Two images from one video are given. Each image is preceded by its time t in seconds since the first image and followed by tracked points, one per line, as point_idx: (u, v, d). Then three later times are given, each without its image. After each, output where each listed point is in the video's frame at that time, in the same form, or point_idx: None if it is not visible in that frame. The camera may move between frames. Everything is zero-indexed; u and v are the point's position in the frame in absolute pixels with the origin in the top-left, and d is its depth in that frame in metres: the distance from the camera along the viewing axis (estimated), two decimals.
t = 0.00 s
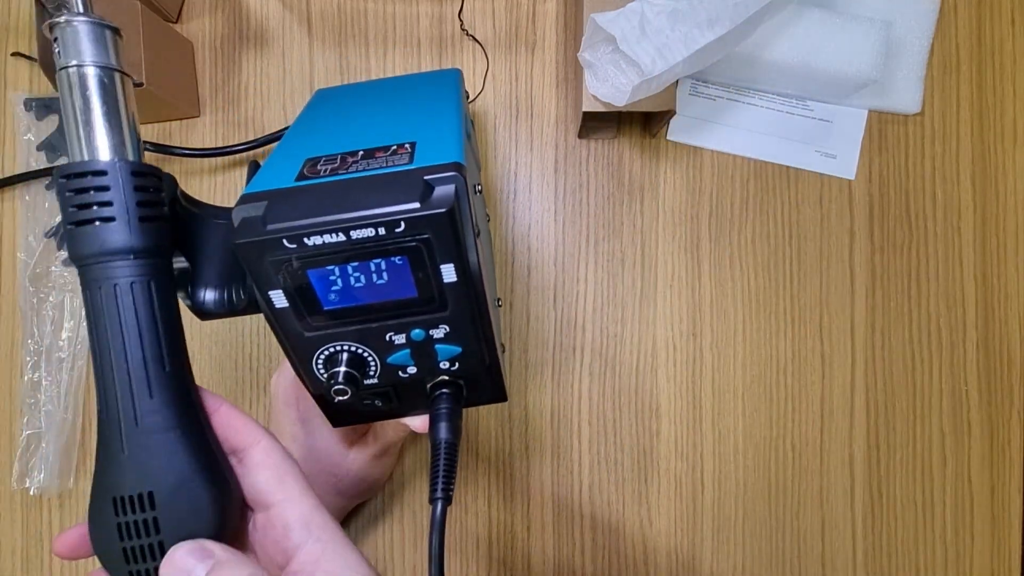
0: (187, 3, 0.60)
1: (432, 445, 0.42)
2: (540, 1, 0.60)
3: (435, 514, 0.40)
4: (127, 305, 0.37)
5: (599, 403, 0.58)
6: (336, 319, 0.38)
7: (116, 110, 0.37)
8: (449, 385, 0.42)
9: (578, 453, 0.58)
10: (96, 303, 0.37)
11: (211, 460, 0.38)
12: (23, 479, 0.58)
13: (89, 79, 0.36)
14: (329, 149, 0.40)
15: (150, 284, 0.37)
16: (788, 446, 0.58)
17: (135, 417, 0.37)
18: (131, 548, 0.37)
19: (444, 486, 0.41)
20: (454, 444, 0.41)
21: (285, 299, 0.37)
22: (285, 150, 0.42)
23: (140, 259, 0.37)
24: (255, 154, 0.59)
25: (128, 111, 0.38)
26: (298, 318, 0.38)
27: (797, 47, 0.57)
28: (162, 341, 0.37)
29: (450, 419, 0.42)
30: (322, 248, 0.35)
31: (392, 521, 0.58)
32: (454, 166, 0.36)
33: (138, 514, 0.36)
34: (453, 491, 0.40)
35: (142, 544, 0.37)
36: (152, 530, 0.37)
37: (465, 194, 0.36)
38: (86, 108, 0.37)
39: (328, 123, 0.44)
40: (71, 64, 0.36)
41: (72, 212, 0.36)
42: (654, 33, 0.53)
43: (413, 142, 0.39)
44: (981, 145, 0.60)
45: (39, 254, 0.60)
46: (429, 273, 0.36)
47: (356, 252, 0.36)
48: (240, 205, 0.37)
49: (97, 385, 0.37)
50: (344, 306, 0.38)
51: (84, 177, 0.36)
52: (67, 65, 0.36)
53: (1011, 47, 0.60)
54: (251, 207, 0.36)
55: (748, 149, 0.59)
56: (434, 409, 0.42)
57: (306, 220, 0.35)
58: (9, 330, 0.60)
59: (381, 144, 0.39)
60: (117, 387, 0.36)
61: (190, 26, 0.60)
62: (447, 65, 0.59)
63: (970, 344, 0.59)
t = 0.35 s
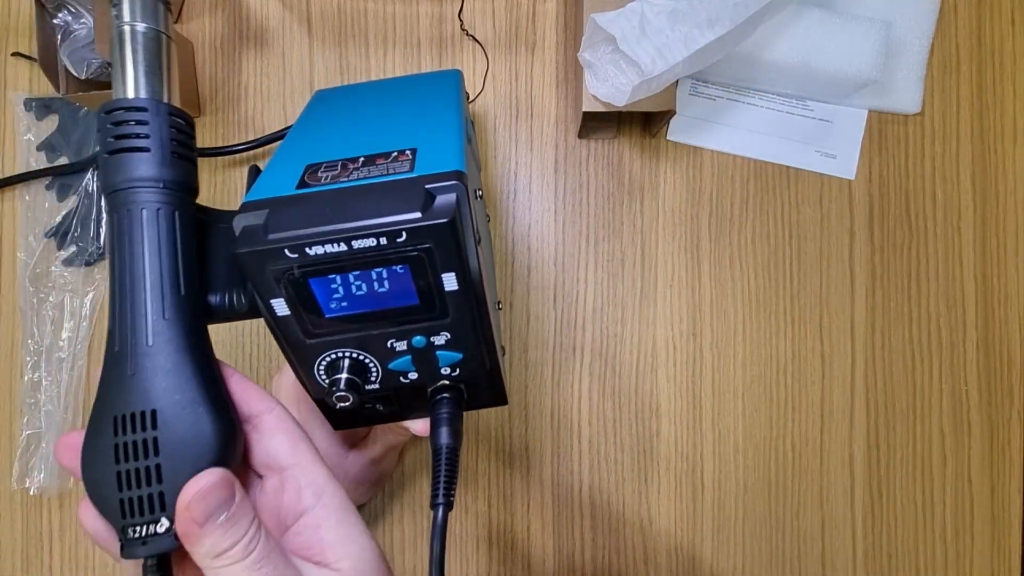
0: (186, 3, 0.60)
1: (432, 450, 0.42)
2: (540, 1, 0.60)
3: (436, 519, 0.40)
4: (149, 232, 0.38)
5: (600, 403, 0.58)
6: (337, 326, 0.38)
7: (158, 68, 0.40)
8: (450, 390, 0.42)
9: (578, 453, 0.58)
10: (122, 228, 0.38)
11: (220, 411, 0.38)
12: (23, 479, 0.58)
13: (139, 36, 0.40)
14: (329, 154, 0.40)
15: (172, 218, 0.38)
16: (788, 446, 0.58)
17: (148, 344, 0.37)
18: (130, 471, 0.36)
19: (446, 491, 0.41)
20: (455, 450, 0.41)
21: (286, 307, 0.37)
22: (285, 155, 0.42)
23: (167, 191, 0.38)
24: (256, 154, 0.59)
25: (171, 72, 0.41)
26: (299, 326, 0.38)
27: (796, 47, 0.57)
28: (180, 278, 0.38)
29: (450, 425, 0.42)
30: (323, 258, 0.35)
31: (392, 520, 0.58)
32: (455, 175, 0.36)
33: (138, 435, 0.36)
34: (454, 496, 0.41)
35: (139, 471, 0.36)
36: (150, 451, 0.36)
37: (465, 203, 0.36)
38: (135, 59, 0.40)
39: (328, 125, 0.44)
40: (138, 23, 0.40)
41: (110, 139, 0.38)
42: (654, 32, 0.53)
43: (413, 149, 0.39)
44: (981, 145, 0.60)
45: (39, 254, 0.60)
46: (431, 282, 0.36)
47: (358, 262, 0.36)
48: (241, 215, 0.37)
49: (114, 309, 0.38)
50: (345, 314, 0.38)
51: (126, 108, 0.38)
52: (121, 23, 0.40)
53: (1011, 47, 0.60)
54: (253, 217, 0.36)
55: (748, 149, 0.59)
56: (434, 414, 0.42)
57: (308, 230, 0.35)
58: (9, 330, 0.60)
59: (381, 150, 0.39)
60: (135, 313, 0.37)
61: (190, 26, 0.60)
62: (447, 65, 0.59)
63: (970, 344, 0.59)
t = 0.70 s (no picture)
0: (186, 4, 0.60)
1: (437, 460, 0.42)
2: (540, 1, 0.60)
3: (442, 529, 0.41)
4: (208, 202, 0.44)
5: (600, 403, 0.58)
6: (342, 341, 0.39)
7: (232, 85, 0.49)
8: (453, 399, 0.42)
9: (578, 453, 0.58)
10: (187, 198, 0.44)
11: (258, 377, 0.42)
12: (23, 479, 0.58)
13: (221, 50, 0.49)
14: (330, 164, 0.41)
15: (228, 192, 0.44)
16: (787, 446, 0.58)
17: (200, 292, 0.42)
18: (172, 413, 0.40)
19: (451, 501, 0.42)
20: (459, 459, 0.42)
21: (291, 325, 0.38)
22: (286, 165, 0.42)
23: (226, 172, 0.45)
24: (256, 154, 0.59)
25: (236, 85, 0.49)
26: (304, 342, 0.39)
27: (797, 47, 0.57)
28: (230, 240, 0.43)
29: (455, 434, 0.42)
30: (328, 277, 0.36)
31: (392, 520, 0.58)
32: (458, 192, 0.37)
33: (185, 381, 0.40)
34: (459, 506, 0.42)
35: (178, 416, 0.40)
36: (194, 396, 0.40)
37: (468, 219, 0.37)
38: (215, 76, 0.48)
39: (329, 130, 0.44)
40: (220, 43, 0.49)
41: (185, 131, 0.45)
42: (654, 33, 0.53)
43: (415, 161, 0.39)
44: (981, 145, 0.60)
45: (39, 254, 0.60)
46: (435, 297, 0.37)
47: (362, 280, 0.36)
48: (245, 235, 0.37)
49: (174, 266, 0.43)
50: (350, 329, 0.38)
51: (200, 105, 0.46)
52: (208, 43, 0.49)
53: (1011, 47, 0.60)
54: (257, 235, 0.37)
55: (748, 149, 0.59)
56: (439, 423, 0.42)
57: (312, 250, 0.35)
58: (9, 330, 0.60)
59: (382, 162, 0.39)
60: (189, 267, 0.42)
61: (191, 26, 0.60)
62: (447, 65, 0.59)
63: (970, 344, 0.59)
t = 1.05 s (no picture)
0: (186, 4, 0.60)
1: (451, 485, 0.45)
2: (540, 2, 0.60)
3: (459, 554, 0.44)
4: (217, 260, 0.43)
5: (599, 403, 0.58)
6: (358, 386, 0.41)
7: (235, 139, 0.47)
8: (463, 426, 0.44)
9: (578, 453, 0.58)
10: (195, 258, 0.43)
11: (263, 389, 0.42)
12: (23, 479, 0.58)
13: (225, 107, 0.47)
14: (336, 207, 0.42)
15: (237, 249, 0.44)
16: (787, 445, 0.58)
17: (213, 358, 0.41)
18: (190, 481, 0.39)
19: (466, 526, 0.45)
20: (472, 485, 0.44)
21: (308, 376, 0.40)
22: (292, 203, 0.43)
23: (234, 231, 0.44)
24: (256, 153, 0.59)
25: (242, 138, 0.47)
26: (321, 388, 0.41)
27: (796, 47, 0.57)
28: (242, 305, 0.43)
29: (467, 461, 0.44)
30: (342, 339, 0.37)
31: (393, 521, 0.58)
32: (468, 247, 0.38)
33: (203, 447, 0.39)
34: (475, 531, 0.44)
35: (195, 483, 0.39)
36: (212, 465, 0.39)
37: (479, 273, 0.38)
38: (219, 129, 0.46)
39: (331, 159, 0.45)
40: (222, 97, 0.47)
41: (189, 190, 0.45)
42: (654, 32, 0.53)
43: (421, 206, 0.40)
44: (981, 145, 0.60)
45: (39, 254, 0.60)
46: (446, 349, 0.38)
47: (377, 339, 0.38)
48: (261, 295, 0.39)
49: (185, 326, 0.42)
50: (365, 376, 0.40)
51: (204, 163, 0.45)
52: (211, 99, 0.47)
53: (1011, 48, 0.60)
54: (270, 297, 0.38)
55: (747, 149, 0.59)
56: (451, 449, 0.45)
57: (326, 315, 0.37)
58: (9, 330, 0.60)
59: (388, 206, 0.41)
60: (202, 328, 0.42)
61: (191, 26, 0.60)
62: (447, 65, 0.59)
63: (970, 344, 0.59)
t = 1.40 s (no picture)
0: (186, 4, 0.60)
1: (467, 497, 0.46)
2: (540, 1, 0.60)
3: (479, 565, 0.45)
4: (227, 294, 0.43)
5: (599, 403, 0.58)
6: (374, 417, 0.41)
7: (227, 160, 0.46)
8: (477, 439, 0.45)
9: (578, 453, 0.58)
10: (206, 294, 0.43)
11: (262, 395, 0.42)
12: (23, 479, 0.58)
13: (212, 127, 0.46)
14: (344, 241, 0.42)
15: (247, 280, 0.44)
16: (787, 445, 0.58)
17: (229, 397, 0.42)
18: (228, 519, 0.40)
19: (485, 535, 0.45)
20: (487, 497, 0.45)
21: (326, 414, 0.40)
22: (298, 236, 0.43)
23: (239, 264, 0.44)
24: (255, 153, 0.59)
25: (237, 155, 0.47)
26: (339, 422, 0.41)
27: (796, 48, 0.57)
28: (254, 339, 0.43)
29: (482, 473, 0.45)
30: (361, 384, 0.38)
31: (393, 522, 0.58)
32: (479, 284, 0.38)
33: (235, 485, 0.41)
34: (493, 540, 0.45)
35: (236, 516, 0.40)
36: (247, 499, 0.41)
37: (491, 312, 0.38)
38: (209, 152, 0.46)
39: (334, 185, 0.45)
40: (209, 119, 0.46)
41: (190, 227, 0.45)
42: (654, 33, 0.53)
43: (428, 240, 0.40)
44: (981, 145, 0.60)
45: (39, 254, 0.60)
46: (462, 384, 0.39)
47: (394, 382, 0.38)
48: (278, 343, 0.39)
49: (201, 363, 0.43)
50: (382, 409, 0.41)
51: (201, 198, 0.45)
52: (197, 121, 0.46)
53: (1011, 48, 0.60)
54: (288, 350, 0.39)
55: (747, 149, 0.59)
56: (466, 463, 0.45)
57: (344, 364, 0.37)
58: (9, 330, 0.60)
59: (396, 241, 0.41)
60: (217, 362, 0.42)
61: (190, 26, 0.60)
62: (447, 65, 0.59)
63: (970, 344, 0.59)
